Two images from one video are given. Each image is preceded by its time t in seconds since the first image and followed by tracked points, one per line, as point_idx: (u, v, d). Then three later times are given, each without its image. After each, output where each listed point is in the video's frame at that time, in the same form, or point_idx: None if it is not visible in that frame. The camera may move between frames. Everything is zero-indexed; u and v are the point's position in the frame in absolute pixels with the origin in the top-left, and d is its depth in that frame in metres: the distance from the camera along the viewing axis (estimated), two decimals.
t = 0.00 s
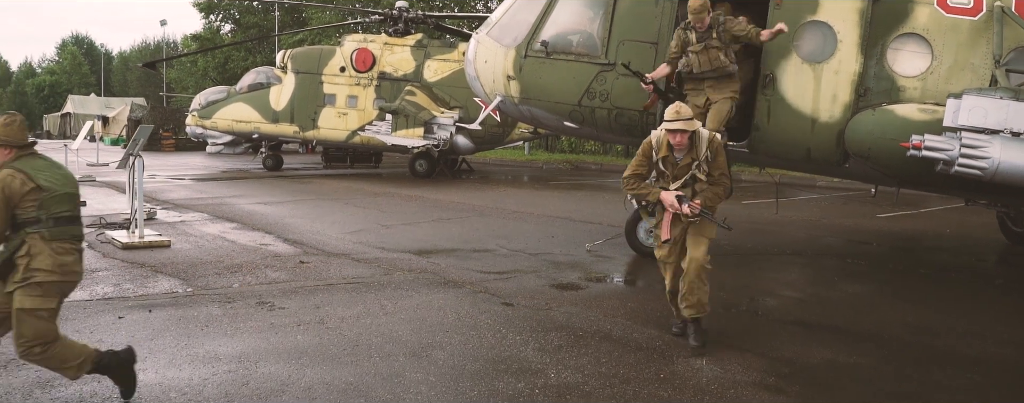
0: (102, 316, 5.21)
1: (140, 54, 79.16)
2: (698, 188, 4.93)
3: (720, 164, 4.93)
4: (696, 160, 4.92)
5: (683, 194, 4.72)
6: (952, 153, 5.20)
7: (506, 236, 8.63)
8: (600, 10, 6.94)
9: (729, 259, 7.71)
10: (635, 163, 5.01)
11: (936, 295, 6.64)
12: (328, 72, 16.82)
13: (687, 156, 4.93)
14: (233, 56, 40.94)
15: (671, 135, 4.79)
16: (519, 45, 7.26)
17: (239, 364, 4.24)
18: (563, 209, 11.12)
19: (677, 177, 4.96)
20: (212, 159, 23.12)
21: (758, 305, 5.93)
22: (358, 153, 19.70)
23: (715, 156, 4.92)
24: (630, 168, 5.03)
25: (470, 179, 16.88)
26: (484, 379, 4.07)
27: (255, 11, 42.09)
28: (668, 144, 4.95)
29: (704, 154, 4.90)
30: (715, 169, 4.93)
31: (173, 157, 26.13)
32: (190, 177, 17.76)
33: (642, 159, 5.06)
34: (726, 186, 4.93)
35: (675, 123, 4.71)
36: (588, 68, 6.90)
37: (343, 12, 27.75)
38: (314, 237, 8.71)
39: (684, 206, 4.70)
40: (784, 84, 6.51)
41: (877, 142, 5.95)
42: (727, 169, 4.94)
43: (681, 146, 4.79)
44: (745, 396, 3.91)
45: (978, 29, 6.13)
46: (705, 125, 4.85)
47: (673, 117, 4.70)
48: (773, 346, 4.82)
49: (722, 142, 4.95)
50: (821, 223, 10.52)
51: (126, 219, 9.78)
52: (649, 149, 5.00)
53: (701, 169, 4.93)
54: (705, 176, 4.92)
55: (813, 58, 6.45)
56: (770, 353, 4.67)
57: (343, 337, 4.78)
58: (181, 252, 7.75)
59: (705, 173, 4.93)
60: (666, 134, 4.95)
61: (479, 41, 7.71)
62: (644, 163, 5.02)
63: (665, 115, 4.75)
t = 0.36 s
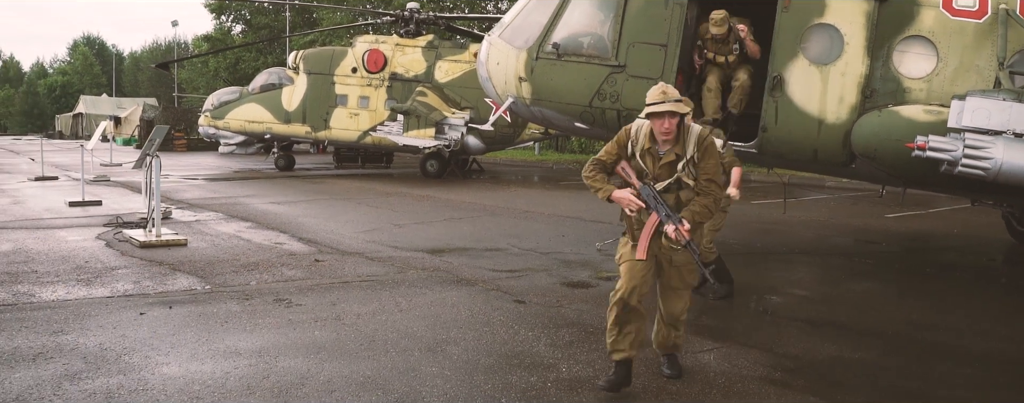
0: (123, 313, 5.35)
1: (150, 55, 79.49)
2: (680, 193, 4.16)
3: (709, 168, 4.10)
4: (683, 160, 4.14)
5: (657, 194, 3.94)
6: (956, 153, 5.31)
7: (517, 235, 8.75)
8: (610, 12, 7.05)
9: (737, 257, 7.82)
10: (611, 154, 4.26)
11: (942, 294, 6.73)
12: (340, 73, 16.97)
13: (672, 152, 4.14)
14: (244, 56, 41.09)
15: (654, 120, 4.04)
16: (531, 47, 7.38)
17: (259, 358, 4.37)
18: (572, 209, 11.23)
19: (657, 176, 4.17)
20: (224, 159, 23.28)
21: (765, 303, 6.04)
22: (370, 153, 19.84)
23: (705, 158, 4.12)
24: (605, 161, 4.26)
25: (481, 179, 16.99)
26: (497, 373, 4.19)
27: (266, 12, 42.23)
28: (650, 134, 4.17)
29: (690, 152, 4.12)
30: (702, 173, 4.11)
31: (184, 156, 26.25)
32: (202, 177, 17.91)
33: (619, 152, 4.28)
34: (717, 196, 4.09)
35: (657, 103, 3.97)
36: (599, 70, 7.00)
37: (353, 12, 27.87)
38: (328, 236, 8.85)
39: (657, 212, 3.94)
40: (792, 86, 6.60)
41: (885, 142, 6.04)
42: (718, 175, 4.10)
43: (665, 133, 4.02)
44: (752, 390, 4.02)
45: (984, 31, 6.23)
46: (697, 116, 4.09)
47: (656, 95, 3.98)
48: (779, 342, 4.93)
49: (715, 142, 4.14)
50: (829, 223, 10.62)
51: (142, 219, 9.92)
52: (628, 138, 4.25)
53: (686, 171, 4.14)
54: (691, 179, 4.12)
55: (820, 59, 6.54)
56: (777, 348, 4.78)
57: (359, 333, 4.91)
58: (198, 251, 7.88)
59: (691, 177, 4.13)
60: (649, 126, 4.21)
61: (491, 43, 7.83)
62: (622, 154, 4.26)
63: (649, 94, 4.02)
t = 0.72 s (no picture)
0: (139, 305, 5.47)
1: (155, 52, 79.65)
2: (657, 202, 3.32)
3: (697, 172, 3.30)
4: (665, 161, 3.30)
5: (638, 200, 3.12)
6: (954, 150, 5.42)
7: (523, 231, 8.86)
8: (615, 11, 7.14)
9: (740, 253, 7.92)
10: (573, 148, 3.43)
11: (943, 288, 6.84)
12: (346, 70, 17.04)
13: (653, 151, 3.31)
14: (249, 54, 41.21)
15: (631, 107, 3.22)
16: (538, 45, 7.49)
17: (273, 349, 4.48)
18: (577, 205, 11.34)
19: (630, 177, 3.35)
20: (230, 156, 23.42)
21: (767, 297, 6.14)
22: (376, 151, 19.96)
23: (691, 157, 3.32)
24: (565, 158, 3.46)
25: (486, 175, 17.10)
26: (506, 362, 4.31)
27: (271, 9, 42.34)
28: (623, 125, 3.36)
29: (675, 150, 3.29)
30: (688, 178, 3.30)
31: (190, 154, 26.39)
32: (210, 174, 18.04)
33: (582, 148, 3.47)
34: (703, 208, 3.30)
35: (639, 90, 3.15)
36: (604, 67, 7.11)
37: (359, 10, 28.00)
38: (336, 232, 8.97)
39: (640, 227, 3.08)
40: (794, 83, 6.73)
41: (884, 139, 6.15)
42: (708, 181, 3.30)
43: (648, 124, 3.19)
44: (754, 379, 4.13)
45: (983, 29, 6.30)
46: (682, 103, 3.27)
47: (636, 77, 3.18)
48: (781, 334, 5.04)
49: (704, 139, 3.35)
50: (832, 219, 10.72)
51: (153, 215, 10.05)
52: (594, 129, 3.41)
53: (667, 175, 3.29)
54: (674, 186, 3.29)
55: (822, 57, 6.66)
56: (779, 340, 4.89)
57: (370, 324, 5.02)
58: (209, 245, 8.01)
59: (673, 181, 3.29)
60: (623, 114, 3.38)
61: (498, 41, 7.95)
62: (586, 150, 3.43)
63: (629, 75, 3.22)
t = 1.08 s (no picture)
0: (150, 294, 5.57)
1: (157, 47, 79.65)
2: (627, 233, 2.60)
3: (671, 191, 2.53)
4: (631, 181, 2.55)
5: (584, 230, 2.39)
6: (952, 142, 5.51)
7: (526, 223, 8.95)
8: (618, 4, 7.21)
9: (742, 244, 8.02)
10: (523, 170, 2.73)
11: (942, 279, 6.93)
12: (349, 64, 17.12)
13: (616, 165, 2.57)
14: (252, 48, 41.27)
15: (579, 111, 2.51)
16: (542, 39, 7.57)
17: (283, 337, 4.58)
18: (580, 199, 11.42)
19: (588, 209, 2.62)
20: (234, 150, 23.51)
21: (768, 287, 6.23)
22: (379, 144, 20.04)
23: (666, 171, 2.54)
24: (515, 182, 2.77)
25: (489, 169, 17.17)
26: (511, 349, 4.39)
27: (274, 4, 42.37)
28: (575, 138, 2.64)
29: (641, 165, 2.53)
30: (660, 201, 2.54)
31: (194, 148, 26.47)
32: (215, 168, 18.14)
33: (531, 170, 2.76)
34: (683, 235, 2.52)
35: (588, 89, 2.46)
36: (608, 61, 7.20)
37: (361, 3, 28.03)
38: (341, 224, 9.06)
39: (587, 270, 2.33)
40: (795, 77, 6.85)
41: (884, 131, 6.25)
42: (686, 202, 2.52)
43: (602, 133, 2.47)
44: (754, 365, 4.22)
45: (983, 23, 6.30)
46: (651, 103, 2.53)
47: (584, 72, 2.49)
48: (782, 322, 5.13)
49: (681, 145, 2.55)
50: (832, 212, 10.81)
51: (160, 207, 10.14)
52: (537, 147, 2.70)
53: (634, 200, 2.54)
54: (644, 212, 2.54)
55: (822, 51, 6.76)
56: (780, 328, 4.98)
57: (377, 313, 5.12)
58: (216, 237, 8.10)
59: (641, 206, 2.54)
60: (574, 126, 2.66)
61: (501, 35, 8.02)
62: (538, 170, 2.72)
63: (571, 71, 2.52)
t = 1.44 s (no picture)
0: (159, 280, 5.66)
1: (158, 38, 79.65)
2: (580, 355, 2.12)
3: (633, 306, 2.06)
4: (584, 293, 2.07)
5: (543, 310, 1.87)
6: (949, 129, 5.57)
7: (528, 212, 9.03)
8: None
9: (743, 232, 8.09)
10: (446, 281, 2.22)
11: (941, 266, 7.00)
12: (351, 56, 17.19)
13: (564, 278, 2.09)
14: (253, 39, 41.29)
15: (517, 220, 2.03)
16: (543, 28, 7.63)
17: (289, 320, 4.66)
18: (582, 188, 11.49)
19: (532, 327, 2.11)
20: (237, 141, 23.58)
21: (768, 274, 6.30)
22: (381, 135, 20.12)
23: (621, 281, 2.06)
24: (435, 295, 2.23)
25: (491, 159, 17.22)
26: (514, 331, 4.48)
27: None
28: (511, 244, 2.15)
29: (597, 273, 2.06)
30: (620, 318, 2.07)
31: (196, 139, 26.54)
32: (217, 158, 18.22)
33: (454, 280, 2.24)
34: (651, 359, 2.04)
35: (533, 191, 1.99)
36: (609, 50, 7.28)
37: None
38: (345, 212, 9.14)
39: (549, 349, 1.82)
40: (795, 66, 6.93)
41: (883, 119, 6.32)
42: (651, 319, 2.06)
43: (549, 246, 2.00)
44: (753, 348, 4.30)
45: (982, 12, 6.35)
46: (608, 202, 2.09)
47: (524, 170, 2.03)
48: (781, 308, 5.20)
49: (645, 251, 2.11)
50: (832, 201, 10.88)
51: (164, 197, 10.22)
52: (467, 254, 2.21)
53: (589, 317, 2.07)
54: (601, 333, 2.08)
55: (822, 41, 6.83)
56: (779, 313, 5.05)
57: (382, 298, 5.19)
58: (222, 226, 8.18)
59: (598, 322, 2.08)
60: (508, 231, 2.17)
61: (503, 25, 8.09)
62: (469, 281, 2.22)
63: (510, 165, 2.06)
